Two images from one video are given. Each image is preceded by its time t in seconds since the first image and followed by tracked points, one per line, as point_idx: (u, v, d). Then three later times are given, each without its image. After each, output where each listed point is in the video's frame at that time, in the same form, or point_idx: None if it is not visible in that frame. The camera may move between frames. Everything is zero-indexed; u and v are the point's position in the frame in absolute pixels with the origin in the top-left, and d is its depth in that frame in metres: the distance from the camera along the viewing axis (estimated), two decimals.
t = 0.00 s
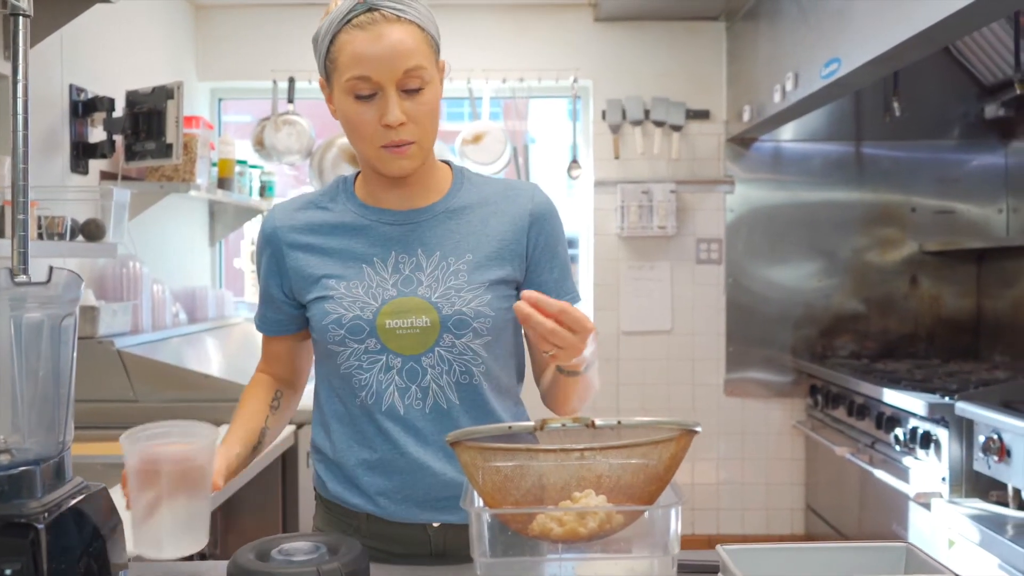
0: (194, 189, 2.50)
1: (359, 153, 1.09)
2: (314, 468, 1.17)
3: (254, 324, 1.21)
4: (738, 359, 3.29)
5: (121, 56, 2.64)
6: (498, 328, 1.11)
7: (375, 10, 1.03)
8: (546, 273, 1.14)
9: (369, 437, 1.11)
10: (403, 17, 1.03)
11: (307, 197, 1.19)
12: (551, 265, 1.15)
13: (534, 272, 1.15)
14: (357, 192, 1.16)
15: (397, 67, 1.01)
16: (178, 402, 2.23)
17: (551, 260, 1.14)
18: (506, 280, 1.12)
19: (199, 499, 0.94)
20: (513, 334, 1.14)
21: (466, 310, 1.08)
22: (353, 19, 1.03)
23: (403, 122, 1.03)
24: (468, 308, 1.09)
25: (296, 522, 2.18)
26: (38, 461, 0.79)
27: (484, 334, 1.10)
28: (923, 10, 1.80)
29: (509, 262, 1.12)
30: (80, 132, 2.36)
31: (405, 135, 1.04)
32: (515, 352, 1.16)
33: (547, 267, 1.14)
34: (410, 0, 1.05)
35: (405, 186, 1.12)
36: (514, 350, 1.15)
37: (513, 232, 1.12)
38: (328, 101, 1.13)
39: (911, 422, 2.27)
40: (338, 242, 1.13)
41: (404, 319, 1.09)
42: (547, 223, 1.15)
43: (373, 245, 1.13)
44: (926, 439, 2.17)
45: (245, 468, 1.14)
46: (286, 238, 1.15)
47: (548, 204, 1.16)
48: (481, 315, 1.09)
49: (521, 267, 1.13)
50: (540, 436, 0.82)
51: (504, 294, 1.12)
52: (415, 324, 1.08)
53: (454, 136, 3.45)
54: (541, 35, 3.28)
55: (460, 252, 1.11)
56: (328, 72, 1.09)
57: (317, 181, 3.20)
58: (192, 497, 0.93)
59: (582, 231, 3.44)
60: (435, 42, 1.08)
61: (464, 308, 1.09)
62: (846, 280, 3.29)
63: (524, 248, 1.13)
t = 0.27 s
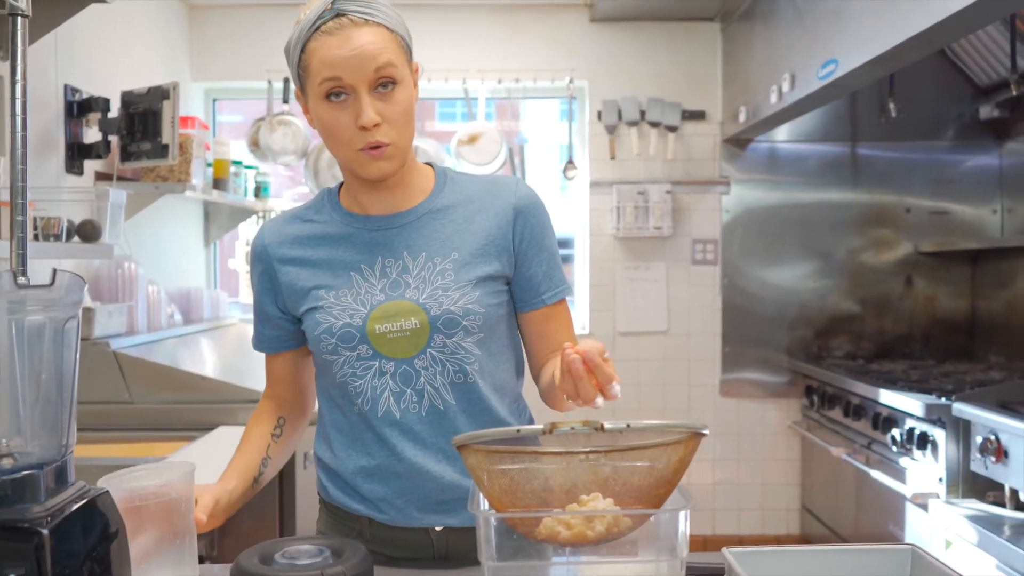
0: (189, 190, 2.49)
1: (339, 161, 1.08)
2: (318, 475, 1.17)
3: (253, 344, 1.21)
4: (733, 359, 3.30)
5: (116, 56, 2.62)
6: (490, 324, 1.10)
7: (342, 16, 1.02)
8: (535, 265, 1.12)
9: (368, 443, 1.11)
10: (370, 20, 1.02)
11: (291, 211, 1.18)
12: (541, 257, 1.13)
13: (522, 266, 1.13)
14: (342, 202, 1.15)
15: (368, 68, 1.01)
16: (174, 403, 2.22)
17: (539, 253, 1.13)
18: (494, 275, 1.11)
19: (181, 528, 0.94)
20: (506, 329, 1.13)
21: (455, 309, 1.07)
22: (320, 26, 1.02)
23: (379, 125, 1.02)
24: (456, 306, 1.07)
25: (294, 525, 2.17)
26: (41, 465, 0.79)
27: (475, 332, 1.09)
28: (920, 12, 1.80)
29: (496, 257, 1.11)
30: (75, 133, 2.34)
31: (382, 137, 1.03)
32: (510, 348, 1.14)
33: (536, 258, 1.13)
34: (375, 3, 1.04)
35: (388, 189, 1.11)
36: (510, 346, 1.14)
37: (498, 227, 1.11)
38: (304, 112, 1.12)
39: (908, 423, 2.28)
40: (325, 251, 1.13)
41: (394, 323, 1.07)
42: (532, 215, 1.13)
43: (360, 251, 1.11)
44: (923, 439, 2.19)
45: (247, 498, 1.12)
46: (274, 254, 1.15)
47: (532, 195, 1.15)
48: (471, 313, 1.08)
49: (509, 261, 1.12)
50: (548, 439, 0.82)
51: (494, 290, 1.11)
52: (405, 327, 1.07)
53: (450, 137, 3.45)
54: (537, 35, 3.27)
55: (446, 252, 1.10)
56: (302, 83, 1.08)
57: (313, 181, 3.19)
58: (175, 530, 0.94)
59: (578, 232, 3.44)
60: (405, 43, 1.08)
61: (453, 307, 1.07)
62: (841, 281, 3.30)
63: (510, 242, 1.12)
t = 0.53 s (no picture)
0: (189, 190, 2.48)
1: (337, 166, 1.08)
2: (326, 480, 1.17)
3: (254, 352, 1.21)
4: (732, 359, 3.30)
5: (114, 56, 2.62)
6: (493, 323, 1.10)
7: (341, 22, 1.02)
8: (534, 264, 1.13)
9: (374, 445, 1.11)
10: (368, 26, 1.02)
11: (290, 217, 1.18)
12: (541, 255, 1.13)
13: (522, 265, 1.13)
14: (341, 208, 1.15)
15: (368, 75, 1.00)
16: (174, 404, 2.22)
17: (540, 251, 1.13)
18: (495, 274, 1.11)
19: (195, 541, 0.94)
20: (508, 328, 1.13)
21: (457, 309, 1.07)
22: (318, 33, 1.02)
23: (380, 131, 1.02)
24: (459, 306, 1.08)
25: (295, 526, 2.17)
26: (51, 467, 0.79)
27: (478, 331, 1.09)
28: (920, 13, 1.81)
29: (496, 256, 1.11)
30: (74, 133, 2.33)
31: (382, 144, 1.02)
32: (513, 347, 1.14)
33: (536, 257, 1.13)
34: (373, 8, 1.04)
35: (388, 194, 1.11)
36: (513, 346, 1.14)
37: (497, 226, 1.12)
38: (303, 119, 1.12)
39: (907, 422, 2.29)
40: (326, 255, 1.13)
41: (397, 325, 1.08)
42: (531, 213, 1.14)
43: (361, 255, 1.11)
44: (922, 439, 2.20)
45: (259, 508, 1.12)
46: (275, 261, 1.14)
47: (529, 194, 1.15)
48: (473, 313, 1.08)
49: (509, 260, 1.12)
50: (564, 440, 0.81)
51: (496, 288, 1.11)
52: (408, 329, 1.08)
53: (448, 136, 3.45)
54: (536, 35, 3.27)
55: (448, 252, 1.10)
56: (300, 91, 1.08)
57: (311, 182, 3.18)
58: (187, 544, 0.93)
59: (576, 232, 3.44)
60: (403, 48, 1.07)
61: (455, 307, 1.08)
62: (839, 281, 3.31)
63: (509, 241, 1.12)
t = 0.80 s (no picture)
0: (190, 189, 2.48)
1: (352, 164, 1.08)
2: (338, 478, 1.17)
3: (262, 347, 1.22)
4: (732, 358, 3.31)
5: (114, 54, 2.61)
6: (504, 322, 1.10)
7: (361, 20, 1.02)
8: (546, 264, 1.13)
9: (385, 443, 1.11)
10: (389, 25, 1.02)
11: (300, 215, 1.18)
12: (552, 255, 1.14)
13: (533, 264, 1.14)
14: (352, 204, 1.15)
15: (388, 74, 1.01)
16: (177, 403, 2.22)
17: (551, 250, 1.13)
18: (507, 273, 1.11)
19: (206, 544, 0.94)
20: (518, 327, 1.13)
21: (469, 308, 1.08)
22: (338, 30, 1.02)
23: (397, 130, 1.02)
24: (471, 305, 1.08)
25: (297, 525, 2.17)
26: (64, 464, 0.79)
27: (490, 330, 1.09)
28: (921, 12, 1.81)
29: (507, 255, 1.11)
30: (75, 131, 2.33)
31: (400, 143, 1.03)
32: (524, 345, 1.15)
33: (548, 256, 1.13)
34: (393, 6, 1.04)
35: (401, 192, 1.11)
36: (524, 345, 1.15)
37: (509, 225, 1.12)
38: (316, 115, 1.12)
39: (908, 420, 2.30)
40: (337, 253, 1.12)
41: (409, 323, 1.08)
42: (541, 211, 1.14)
43: (372, 253, 1.11)
44: (923, 437, 2.20)
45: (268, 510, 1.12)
46: (286, 257, 1.14)
47: (540, 192, 1.15)
48: (485, 312, 1.08)
49: (520, 259, 1.12)
50: (578, 437, 0.82)
51: (507, 287, 1.11)
52: (420, 327, 1.08)
53: (448, 135, 3.45)
54: (536, 34, 3.28)
55: (459, 251, 1.10)
56: (316, 87, 1.08)
57: (311, 181, 3.18)
58: (199, 547, 0.94)
59: (576, 231, 3.45)
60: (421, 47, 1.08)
61: (468, 306, 1.08)
62: (839, 279, 3.31)
63: (521, 240, 1.13)
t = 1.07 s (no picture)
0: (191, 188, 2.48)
1: (379, 160, 1.08)
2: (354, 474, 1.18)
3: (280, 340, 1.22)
4: (732, 357, 3.32)
5: (115, 53, 2.61)
6: (524, 322, 1.11)
7: (394, 17, 1.03)
8: (567, 265, 1.13)
9: (403, 440, 1.12)
10: (421, 23, 1.03)
11: (322, 209, 1.18)
12: (573, 255, 1.14)
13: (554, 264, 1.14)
14: (375, 200, 1.15)
15: (421, 72, 1.01)
16: (179, 401, 2.22)
17: (572, 251, 1.14)
18: (528, 272, 1.11)
19: (218, 543, 0.95)
20: (538, 326, 1.14)
21: (490, 307, 1.08)
22: (372, 26, 1.03)
23: (428, 129, 1.03)
24: (492, 304, 1.08)
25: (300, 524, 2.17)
26: (79, 461, 0.79)
27: (510, 329, 1.09)
28: (923, 11, 1.82)
29: (529, 255, 1.12)
30: (77, 130, 2.32)
31: (430, 141, 1.04)
32: (542, 344, 1.15)
33: (569, 257, 1.13)
34: (425, 4, 1.05)
35: (426, 190, 1.12)
36: (543, 345, 1.15)
37: (531, 224, 1.12)
38: (344, 111, 1.13)
39: (910, 419, 2.30)
40: (358, 249, 1.13)
41: (430, 320, 1.08)
42: (564, 212, 1.14)
43: (395, 249, 1.12)
44: (925, 435, 2.21)
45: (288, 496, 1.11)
46: (308, 251, 1.15)
47: (562, 192, 1.16)
48: (506, 311, 1.09)
49: (542, 259, 1.13)
50: (594, 433, 0.83)
51: (528, 287, 1.12)
52: (441, 325, 1.08)
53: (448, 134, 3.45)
54: (536, 33, 3.28)
55: (481, 249, 1.11)
56: (345, 82, 1.08)
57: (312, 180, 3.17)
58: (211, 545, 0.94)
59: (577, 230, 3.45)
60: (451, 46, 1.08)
61: (489, 304, 1.08)
62: (839, 279, 3.32)
63: (543, 240, 1.13)
